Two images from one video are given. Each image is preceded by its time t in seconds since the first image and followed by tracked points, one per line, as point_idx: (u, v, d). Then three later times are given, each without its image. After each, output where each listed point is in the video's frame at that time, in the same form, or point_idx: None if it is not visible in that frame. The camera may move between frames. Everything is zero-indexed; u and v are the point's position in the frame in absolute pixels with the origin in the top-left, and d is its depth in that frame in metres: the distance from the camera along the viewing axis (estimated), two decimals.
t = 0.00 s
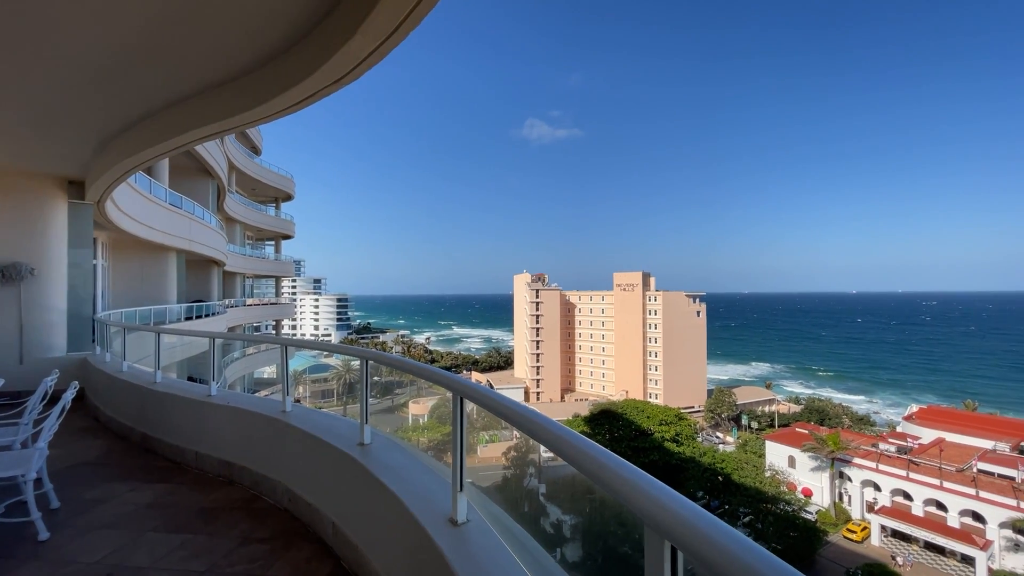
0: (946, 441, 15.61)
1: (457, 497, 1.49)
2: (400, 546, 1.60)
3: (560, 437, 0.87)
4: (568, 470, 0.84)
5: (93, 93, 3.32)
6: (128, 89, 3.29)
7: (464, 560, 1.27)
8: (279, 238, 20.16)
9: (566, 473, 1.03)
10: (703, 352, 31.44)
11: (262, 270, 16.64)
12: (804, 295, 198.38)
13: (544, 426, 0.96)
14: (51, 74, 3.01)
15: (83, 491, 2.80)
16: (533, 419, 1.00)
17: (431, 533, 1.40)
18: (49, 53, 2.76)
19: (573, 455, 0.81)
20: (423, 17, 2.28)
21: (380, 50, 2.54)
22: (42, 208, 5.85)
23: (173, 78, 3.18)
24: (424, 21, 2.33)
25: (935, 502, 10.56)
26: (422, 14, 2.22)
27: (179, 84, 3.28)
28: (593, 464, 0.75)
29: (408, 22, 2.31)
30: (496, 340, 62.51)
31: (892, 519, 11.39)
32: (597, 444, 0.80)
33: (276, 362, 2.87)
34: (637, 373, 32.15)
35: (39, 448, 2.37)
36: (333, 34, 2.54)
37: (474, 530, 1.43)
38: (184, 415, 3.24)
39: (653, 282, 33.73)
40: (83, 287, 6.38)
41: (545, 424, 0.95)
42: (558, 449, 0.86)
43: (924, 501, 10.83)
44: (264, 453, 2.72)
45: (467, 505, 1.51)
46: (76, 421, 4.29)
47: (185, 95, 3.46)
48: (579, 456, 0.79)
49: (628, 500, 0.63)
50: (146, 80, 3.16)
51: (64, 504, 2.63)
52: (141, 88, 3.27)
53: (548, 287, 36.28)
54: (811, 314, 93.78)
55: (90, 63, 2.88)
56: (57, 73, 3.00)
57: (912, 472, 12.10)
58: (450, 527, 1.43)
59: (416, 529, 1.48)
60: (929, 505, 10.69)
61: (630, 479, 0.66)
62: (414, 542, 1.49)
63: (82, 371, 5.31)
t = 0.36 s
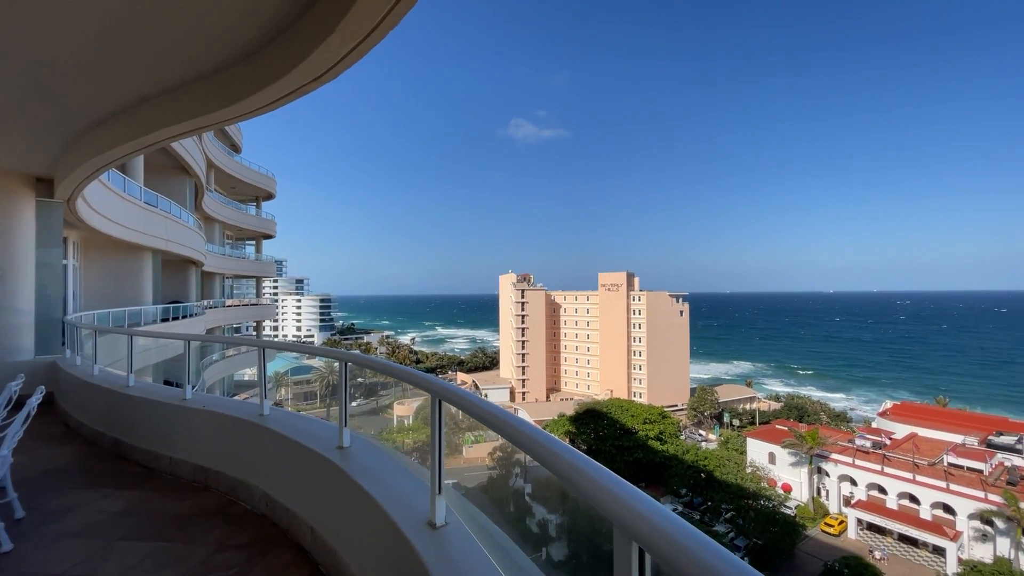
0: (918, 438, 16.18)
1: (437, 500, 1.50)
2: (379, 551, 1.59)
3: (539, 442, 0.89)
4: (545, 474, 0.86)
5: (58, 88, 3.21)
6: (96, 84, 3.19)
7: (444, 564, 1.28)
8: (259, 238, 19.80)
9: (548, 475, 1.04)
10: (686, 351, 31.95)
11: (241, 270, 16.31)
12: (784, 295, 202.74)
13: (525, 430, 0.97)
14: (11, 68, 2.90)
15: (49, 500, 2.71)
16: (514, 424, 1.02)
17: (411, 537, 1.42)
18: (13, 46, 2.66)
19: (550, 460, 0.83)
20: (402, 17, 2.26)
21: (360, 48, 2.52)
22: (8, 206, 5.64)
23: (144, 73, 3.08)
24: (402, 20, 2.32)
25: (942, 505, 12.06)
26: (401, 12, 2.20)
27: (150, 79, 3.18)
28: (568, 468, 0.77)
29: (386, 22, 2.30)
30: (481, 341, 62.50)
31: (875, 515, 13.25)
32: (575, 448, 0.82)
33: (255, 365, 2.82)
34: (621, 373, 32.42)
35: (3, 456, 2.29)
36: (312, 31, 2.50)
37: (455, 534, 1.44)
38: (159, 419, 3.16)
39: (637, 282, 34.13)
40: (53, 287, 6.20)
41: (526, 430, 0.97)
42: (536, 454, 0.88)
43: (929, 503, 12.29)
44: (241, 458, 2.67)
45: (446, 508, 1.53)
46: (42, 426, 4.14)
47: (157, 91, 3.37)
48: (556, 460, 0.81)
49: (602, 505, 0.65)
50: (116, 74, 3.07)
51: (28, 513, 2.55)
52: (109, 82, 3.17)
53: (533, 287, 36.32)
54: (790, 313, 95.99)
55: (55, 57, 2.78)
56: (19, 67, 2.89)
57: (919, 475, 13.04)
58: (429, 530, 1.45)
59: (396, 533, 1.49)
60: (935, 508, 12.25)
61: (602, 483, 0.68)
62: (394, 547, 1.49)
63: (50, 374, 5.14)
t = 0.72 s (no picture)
0: (895, 437, 16.67)
1: (420, 503, 1.49)
2: (364, 555, 1.58)
3: (519, 442, 0.91)
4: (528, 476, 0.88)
5: (32, 85, 3.12)
6: (72, 82, 3.11)
7: (428, 564, 1.29)
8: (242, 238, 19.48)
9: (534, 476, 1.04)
10: (672, 352, 32.30)
11: (224, 271, 16.03)
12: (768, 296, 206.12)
13: (508, 432, 0.98)
14: None
15: (22, 508, 2.63)
16: (494, 425, 1.03)
17: (395, 540, 1.41)
18: None
19: (532, 462, 0.83)
20: (386, 17, 2.25)
21: (345, 47, 2.49)
22: None
23: (122, 70, 3.01)
24: (387, 20, 2.31)
25: (919, 501, 12.79)
26: (386, 11, 2.18)
27: (130, 76, 3.11)
28: (553, 467, 0.78)
29: (371, 22, 2.28)
30: (468, 342, 62.41)
31: (856, 511, 13.55)
32: (554, 448, 0.83)
33: (237, 367, 2.78)
34: (608, 374, 32.60)
35: None
36: (296, 30, 2.47)
37: (438, 537, 1.44)
38: (137, 424, 3.08)
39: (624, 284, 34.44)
40: (27, 290, 6.06)
41: (506, 431, 0.98)
42: (518, 453, 0.89)
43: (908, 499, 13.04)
44: (223, 462, 2.62)
45: (430, 510, 1.53)
46: (14, 432, 4.02)
47: (137, 89, 3.30)
48: (539, 461, 0.82)
49: (583, 506, 0.66)
50: (91, 70, 2.99)
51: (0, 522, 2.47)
52: (86, 80, 3.09)
53: (520, 288, 36.37)
54: (774, 314, 97.70)
55: (29, 53, 2.70)
56: None
57: (897, 473, 13.77)
58: (413, 534, 1.44)
59: (380, 537, 1.48)
60: (912, 503, 12.97)
61: (581, 485, 0.70)
62: (378, 551, 1.48)
63: (23, 378, 4.99)
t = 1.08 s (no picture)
0: (869, 434, 17.10)
1: (401, 506, 1.48)
2: (344, 561, 1.56)
3: (498, 444, 0.91)
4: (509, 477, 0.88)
5: None
6: (39, 78, 3.01)
7: (409, 567, 1.29)
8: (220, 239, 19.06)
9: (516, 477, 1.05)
10: (654, 353, 32.70)
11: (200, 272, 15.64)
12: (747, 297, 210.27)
13: (488, 433, 0.98)
14: None
15: None
16: (475, 427, 1.03)
17: (375, 545, 1.40)
18: None
19: (513, 463, 0.84)
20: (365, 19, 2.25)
21: (325, 46, 2.47)
22: None
23: (92, 66, 2.93)
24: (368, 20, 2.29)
25: (892, 495, 13.50)
26: (366, 11, 2.17)
27: (100, 73, 3.02)
28: (531, 469, 0.78)
29: (353, 21, 2.26)
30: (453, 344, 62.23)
31: (830, 507, 14.03)
32: (531, 449, 0.84)
33: (214, 371, 2.72)
34: (592, 374, 32.80)
35: None
36: (274, 28, 2.43)
37: (419, 540, 1.44)
38: (107, 430, 2.99)
39: (607, 285, 34.78)
40: None
41: (486, 433, 0.98)
42: (498, 455, 0.90)
43: (881, 494, 13.60)
44: (199, 467, 2.55)
45: (411, 514, 1.52)
46: None
47: (107, 86, 3.21)
48: (517, 461, 0.83)
49: (561, 505, 0.67)
50: (59, 67, 2.90)
51: None
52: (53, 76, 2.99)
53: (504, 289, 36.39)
54: (753, 315, 99.81)
55: None
56: None
57: (870, 469, 14.22)
58: (393, 537, 1.44)
59: (360, 541, 1.47)
60: (885, 499, 13.61)
61: (559, 486, 0.71)
62: (358, 556, 1.47)
63: None
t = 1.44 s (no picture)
0: (844, 431, 17.62)
1: (380, 509, 1.48)
2: (322, 566, 1.54)
3: (476, 443, 0.92)
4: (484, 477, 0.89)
5: None
6: None
7: (387, 569, 1.28)
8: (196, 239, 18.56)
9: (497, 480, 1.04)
10: (637, 352, 33.07)
11: (176, 272, 15.23)
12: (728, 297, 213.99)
13: (464, 433, 0.99)
14: None
15: None
16: (453, 426, 1.03)
17: (353, 548, 1.39)
18: None
19: (489, 464, 0.85)
20: (340, 17, 2.24)
21: (301, 44, 2.44)
22: None
23: (56, 59, 2.83)
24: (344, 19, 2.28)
25: (866, 489, 13.93)
26: (342, 10, 2.16)
27: (64, 66, 2.92)
28: (510, 473, 0.78)
29: (330, 17, 2.23)
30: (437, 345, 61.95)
31: (807, 501, 14.44)
32: (509, 449, 0.85)
33: (189, 374, 2.66)
34: (576, 374, 32.98)
35: None
36: (246, 25, 2.39)
37: (398, 542, 1.43)
38: (74, 436, 2.88)
39: (591, 285, 35.06)
40: None
41: (464, 434, 0.98)
42: (475, 456, 0.90)
43: (855, 488, 14.04)
44: (171, 474, 2.48)
45: (390, 516, 1.52)
46: None
47: (74, 80, 3.11)
48: (495, 463, 0.83)
49: (537, 506, 0.68)
50: (22, 59, 2.79)
51: None
52: (14, 68, 2.89)
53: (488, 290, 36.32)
54: (733, 315, 101.81)
55: None
56: None
57: (845, 464, 14.63)
58: (372, 541, 1.44)
59: (337, 545, 1.46)
60: (859, 492, 14.06)
61: (537, 487, 0.72)
62: (334, 560, 1.46)
63: None
